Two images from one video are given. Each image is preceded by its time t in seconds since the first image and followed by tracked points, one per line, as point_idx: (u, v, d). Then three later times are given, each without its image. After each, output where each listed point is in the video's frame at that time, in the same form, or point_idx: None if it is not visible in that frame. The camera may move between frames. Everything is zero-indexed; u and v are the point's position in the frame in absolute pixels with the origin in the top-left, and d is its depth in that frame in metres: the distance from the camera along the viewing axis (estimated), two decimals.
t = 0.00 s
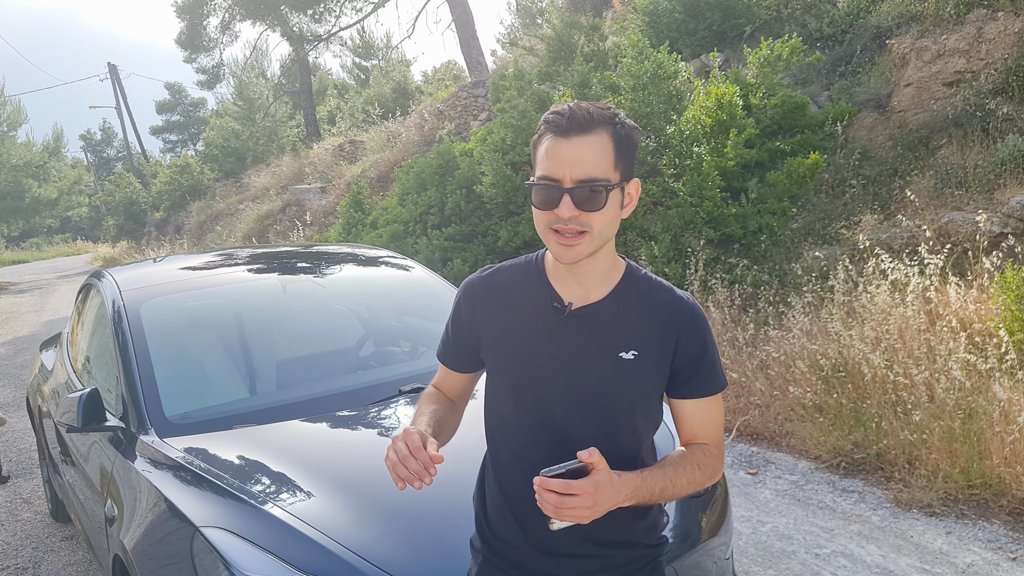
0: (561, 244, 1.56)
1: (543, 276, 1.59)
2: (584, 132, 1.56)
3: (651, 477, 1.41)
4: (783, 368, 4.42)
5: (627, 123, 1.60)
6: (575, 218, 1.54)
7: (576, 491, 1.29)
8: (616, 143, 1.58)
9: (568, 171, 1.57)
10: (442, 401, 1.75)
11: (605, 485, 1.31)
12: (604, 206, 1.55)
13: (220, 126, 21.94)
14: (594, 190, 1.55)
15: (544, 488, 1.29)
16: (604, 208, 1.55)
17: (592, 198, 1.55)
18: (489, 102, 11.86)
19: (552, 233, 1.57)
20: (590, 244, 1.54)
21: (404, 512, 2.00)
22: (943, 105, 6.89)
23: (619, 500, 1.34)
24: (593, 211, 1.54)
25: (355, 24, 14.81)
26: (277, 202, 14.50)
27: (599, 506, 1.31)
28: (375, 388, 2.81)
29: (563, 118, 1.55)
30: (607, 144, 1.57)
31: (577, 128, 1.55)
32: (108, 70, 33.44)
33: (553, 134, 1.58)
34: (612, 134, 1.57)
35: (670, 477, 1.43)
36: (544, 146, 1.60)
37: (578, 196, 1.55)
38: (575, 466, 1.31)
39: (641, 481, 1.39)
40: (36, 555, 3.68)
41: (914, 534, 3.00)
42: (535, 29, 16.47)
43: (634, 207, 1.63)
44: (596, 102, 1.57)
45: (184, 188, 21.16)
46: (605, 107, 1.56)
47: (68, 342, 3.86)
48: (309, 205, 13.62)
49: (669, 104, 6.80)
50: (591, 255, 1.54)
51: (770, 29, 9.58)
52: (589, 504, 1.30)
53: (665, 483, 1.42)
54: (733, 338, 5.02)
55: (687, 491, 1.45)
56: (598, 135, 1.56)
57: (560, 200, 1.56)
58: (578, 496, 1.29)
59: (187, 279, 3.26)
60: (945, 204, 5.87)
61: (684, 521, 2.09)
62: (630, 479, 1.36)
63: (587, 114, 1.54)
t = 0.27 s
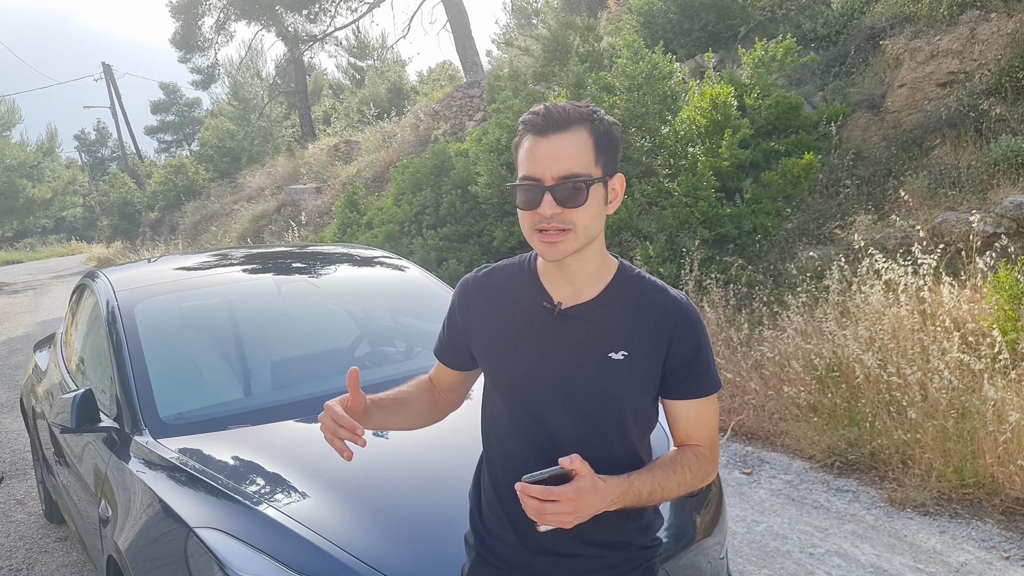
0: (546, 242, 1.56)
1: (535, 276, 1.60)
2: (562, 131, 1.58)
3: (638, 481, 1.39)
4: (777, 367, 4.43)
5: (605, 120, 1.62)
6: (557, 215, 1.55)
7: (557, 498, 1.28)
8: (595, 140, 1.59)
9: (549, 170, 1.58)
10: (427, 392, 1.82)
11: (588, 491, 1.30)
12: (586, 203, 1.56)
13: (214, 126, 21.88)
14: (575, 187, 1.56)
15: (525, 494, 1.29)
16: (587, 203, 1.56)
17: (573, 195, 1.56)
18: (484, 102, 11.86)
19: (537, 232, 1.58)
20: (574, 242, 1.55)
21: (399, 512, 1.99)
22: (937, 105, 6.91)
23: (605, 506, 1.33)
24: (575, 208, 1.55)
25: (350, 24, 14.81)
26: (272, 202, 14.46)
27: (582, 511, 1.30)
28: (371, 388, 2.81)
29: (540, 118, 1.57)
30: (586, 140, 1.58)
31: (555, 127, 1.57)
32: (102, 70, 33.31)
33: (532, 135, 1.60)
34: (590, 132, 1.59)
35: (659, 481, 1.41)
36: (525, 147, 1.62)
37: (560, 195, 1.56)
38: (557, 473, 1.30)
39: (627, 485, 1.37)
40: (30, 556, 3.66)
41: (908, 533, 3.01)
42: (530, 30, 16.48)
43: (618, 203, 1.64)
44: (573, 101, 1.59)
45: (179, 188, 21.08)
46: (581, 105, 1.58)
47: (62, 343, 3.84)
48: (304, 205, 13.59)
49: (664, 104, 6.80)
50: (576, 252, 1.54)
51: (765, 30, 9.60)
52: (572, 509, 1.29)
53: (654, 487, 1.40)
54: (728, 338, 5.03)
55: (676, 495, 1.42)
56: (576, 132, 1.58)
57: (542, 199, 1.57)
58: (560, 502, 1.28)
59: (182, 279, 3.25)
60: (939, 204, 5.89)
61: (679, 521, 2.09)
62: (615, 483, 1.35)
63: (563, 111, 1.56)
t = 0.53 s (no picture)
0: (534, 246, 1.56)
1: (527, 276, 1.61)
2: (542, 133, 1.58)
3: (630, 479, 1.39)
4: (773, 367, 4.44)
5: (585, 119, 1.61)
6: (543, 219, 1.55)
7: (545, 494, 1.31)
8: (575, 139, 1.59)
9: (532, 173, 1.58)
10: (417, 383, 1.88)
11: (577, 487, 1.32)
12: (570, 204, 1.56)
13: (210, 126, 21.83)
14: (559, 189, 1.56)
15: (514, 488, 1.32)
16: (571, 205, 1.56)
17: (557, 197, 1.56)
18: (480, 102, 11.85)
19: (524, 237, 1.58)
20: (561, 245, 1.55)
21: (395, 512, 1.99)
22: (931, 105, 6.93)
23: (594, 502, 1.34)
24: (560, 210, 1.55)
25: (345, 24, 14.79)
26: (268, 202, 14.44)
27: (570, 508, 1.32)
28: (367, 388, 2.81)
29: (521, 122, 1.58)
30: (565, 140, 1.58)
31: (535, 130, 1.58)
32: (97, 70, 33.20)
33: (513, 139, 1.60)
34: (571, 132, 1.58)
35: (651, 479, 1.42)
36: (507, 152, 1.62)
37: (544, 197, 1.56)
38: (545, 469, 1.32)
39: (618, 483, 1.38)
40: (25, 557, 3.64)
41: (902, 531, 3.02)
42: (526, 30, 16.49)
43: (604, 202, 1.64)
44: (550, 102, 1.59)
45: (174, 188, 21.02)
46: (559, 107, 1.58)
47: (57, 344, 3.83)
48: (300, 205, 13.57)
49: (660, 104, 6.80)
50: (565, 254, 1.54)
51: (760, 30, 9.62)
52: (560, 505, 1.31)
53: (646, 485, 1.41)
54: (723, 338, 5.04)
55: (669, 493, 1.43)
56: (556, 134, 1.58)
57: (526, 203, 1.57)
58: (548, 498, 1.31)
59: (177, 279, 3.25)
60: (933, 204, 5.91)
61: (674, 520, 2.09)
62: (606, 481, 1.36)
63: (542, 114, 1.57)
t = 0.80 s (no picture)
0: (523, 252, 1.56)
1: (522, 278, 1.61)
2: (530, 138, 1.56)
3: (627, 482, 1.39)
4: (768, 367, 4.45)
5: (574, 120, 1.59)
6: (530, 225, 1.54)
7: (542, 501, 1.31)
8: (567, 141, 1.57)
9: (521, 179, 1.57)
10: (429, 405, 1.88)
11: (574, 494, 1.32)
12: (558, 210, 1.54)
13: (206, 126, 21.79)
14: (546, 195, 1.55)
15: (512, 497, 1.32)
16: (560, 210, 1.55)
17: (544, 203, 1.55)
18: (476, 102, 11.86)
19: (514, 243, 1.58)
20: (549, 250, 1.55)
21: (393, 511, 1.99)
22: (927, 106, 6.95)
23: (591, 507, 1.34)
24: (548, 216, 1.54)
25: (342, 24, 14.78)
26: (264, 202, 14.42)
27: (568, 515, 1.32)
28: (364, 388, 2.81)
29: (508, 128, 1.57)
30: (557, 143, 1.56)
31: (522, 136, 1.56)
32: (93, 70, 33.10)
33: (502, 144, 1.59)
34: (559, 135, 1.56)
35: (648, 481, 1.41)
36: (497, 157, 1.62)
37: (531, 203, 1.55)
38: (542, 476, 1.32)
39: (615, 487, 1.38)
40: (21, 558, 3.64)
41: (897, 531, 3.03)
42: (522, 30, 16.50)
43: (597, 204, 1.61)
44: (542, 105, 1.57)
45: (170, 188, 20.99)
46: (547, 111, 1.56)
47: (53, 344, 3.81)
48: (296, 205, 13.56)
49: (656, 104, 6.81)
50: (553, 260, 1.54)
51: (756, 30, 9.65)
52: (557, 513, 1.31)
53: (642, 488, 1.40)
54: (719, 338, 5.05)
55: (667, 494, 1.42)
56: (544, 138, 1.56)
57: (515, 210, 1.57)
58: (545, 506, 1.31)
59: (174, 279, 3.24)
60: (929, 204, 5.93)
61: (671, 519, 2.09)
62: (602, 485, 1.36)
63: (528, 119, 1.55)
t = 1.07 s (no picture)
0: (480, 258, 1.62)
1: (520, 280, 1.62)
2: (491, 146, 1.60)
3: (618, 486, 1.38)
4: (767, 366, 4.46)
5: (538, 128, 1.56)
6: (481, 232, 1.59)
7: (527, 503, 1.33)
8: (526, 148, 1.56)
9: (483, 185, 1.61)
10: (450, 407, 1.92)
11: (561, 496, 1.33)
12: (505, 219, 1.56)
13: (203, 126, 21.75)
14: (496, 203, 1.57)
15: (497, 497, 1.35)
16: (506, 217, 1.56)
17: (493, 212, 1.57)
18: (474, 102, 11.86)
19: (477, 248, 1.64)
20: (500, 257, 1.58)
21: (392, 510, 1.99)
22: (925, 106, 6.97)
23: (580, 510, 1.35)
24: (495, 224, 1.57)
25: (340, 24, 14.77)
26: (262, 202, 14.40)
27: (554, 516, 1.33)
28: (364, 388, 2.81)
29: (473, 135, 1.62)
30: (514, 150, 1.57)
31: (484, 143, 1.60)
32: (90, 70, 33.03)
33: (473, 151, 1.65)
34: (518, 141, 1.56)
35: (641, 486, 1.39)
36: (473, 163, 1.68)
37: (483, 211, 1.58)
38: (528, 478, 1.33)
39: (606, 490, 1.38)
40: (20, 558, 3.63)
41: (896, 530, 3.03)
42: (520, 30, 16.50)
43: (561, 215, 1.56)
44: (512, 111, 1.59)
45: (168, 188, 20.96)
46: (508, 119, 1.57)
47: (52, 345, 3.80)
48: (293, 205, 13.55)
49: (654, 105, 6.82)
50: (500, 266, 1.58)
51: (754, 31, 9.65)
52: (542, 514, 1.33)
53: (635, 492, 1.38)
54: (718, 337, 5.06)
55: (661, 500, 1.40)
56: (502, 146, 1.58)
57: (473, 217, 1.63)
58: (530, 507, 1.33)
59: (173, 279, 3.24)
60: (927, 204, 5.94)
61: (670, 519, 2.09)
62: (591, 489, 1.36)
63: (487, 127, 1.58)
